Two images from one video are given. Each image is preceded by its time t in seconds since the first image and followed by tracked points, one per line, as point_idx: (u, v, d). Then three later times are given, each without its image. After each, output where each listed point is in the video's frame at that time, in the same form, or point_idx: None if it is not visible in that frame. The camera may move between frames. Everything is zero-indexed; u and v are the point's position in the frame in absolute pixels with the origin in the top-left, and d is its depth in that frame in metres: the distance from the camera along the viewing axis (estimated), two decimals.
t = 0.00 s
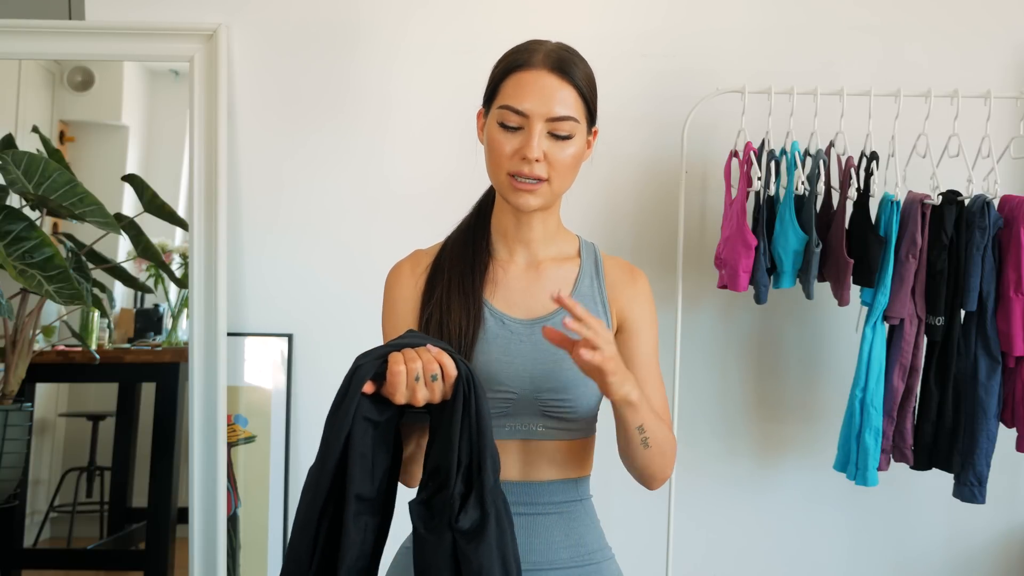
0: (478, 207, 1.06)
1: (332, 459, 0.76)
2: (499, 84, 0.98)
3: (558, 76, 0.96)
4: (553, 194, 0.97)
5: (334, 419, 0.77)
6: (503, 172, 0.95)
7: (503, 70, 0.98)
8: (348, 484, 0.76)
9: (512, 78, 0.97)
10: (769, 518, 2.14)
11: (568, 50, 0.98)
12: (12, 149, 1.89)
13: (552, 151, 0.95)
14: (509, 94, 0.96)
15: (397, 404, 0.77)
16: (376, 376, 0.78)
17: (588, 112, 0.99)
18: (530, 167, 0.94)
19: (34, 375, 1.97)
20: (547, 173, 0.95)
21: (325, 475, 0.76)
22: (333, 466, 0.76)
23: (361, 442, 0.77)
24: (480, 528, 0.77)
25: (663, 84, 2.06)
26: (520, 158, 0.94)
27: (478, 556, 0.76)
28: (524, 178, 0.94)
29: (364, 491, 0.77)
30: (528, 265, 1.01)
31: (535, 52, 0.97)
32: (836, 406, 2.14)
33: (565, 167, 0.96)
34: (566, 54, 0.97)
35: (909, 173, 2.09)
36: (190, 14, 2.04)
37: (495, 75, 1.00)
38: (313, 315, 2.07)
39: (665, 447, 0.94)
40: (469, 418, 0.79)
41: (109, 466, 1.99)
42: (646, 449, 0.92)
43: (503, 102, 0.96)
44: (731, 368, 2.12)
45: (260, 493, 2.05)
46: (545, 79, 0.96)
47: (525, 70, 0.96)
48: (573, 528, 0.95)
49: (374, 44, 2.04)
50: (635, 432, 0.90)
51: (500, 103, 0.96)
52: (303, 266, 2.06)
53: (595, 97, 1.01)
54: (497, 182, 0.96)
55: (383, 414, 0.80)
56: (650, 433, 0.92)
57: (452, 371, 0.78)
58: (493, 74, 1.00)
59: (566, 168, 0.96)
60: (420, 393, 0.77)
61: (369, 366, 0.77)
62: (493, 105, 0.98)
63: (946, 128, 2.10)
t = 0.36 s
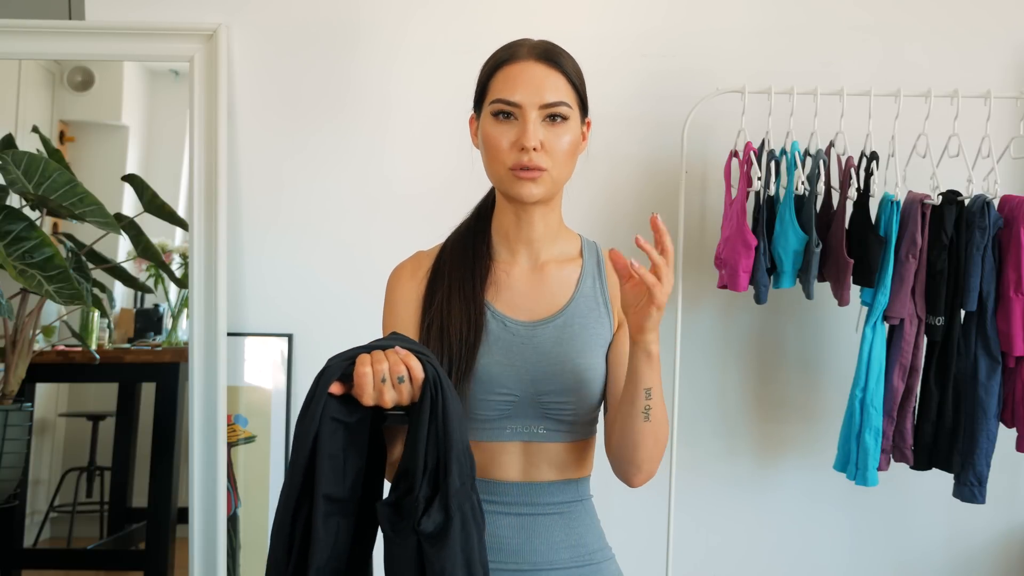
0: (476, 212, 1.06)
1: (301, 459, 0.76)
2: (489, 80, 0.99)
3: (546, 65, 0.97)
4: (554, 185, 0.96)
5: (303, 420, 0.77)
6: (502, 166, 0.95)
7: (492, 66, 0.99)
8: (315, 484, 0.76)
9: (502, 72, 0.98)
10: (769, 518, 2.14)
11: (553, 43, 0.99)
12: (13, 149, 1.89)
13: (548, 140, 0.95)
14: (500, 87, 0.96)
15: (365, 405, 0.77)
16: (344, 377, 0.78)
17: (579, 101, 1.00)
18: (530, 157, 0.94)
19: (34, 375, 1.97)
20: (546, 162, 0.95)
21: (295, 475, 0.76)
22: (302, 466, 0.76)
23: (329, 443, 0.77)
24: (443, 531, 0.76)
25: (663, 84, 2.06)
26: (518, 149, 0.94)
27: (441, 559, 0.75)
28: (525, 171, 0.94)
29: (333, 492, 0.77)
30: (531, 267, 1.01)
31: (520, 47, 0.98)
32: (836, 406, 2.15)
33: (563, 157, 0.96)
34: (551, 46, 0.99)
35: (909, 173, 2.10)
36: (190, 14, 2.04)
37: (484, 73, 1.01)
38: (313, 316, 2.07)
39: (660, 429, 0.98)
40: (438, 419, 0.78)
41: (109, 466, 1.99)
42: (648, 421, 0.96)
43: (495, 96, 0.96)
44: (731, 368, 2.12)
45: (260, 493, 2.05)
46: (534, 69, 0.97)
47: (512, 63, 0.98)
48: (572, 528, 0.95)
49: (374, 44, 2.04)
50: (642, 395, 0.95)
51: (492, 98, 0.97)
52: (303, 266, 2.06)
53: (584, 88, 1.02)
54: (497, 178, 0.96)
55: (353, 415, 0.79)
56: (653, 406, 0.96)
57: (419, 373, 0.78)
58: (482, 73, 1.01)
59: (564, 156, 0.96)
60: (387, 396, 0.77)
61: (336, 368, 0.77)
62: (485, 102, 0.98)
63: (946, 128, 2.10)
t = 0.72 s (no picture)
0: (469, 214, 1.06)
1: (285, 462, 0.76)
2: (482, 80, 0.99)
3: (540, 64, 0.98)
4: (550, 184, 0.96)
5: (288, 422, 0.77)
6: (498, 165, 0.95)
7: (484, 67, 0.99)
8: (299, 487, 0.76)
9: (495, 72, 0.98)
10: (769, 518, 2.14)
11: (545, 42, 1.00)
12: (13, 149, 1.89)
13: (544, 138, 0.95)
14: (494, 87, 0.96)
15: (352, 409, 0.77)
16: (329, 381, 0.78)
17: (573, 99, 1.00)
18: (526, 155, 0.94)
19: (34, 375, 1.97)
20: (543, 160, 0.95)
21: (280, 477, 0.77)
22: (287, 468, 0.76)
23: (314, 446, 0.77)
24: (426, 533, 0.75)
25: (663, 84, 2.06)
26: (514, 148, 0.94)
27: (425, 561, 0.75)
28: (521, 169, 0.94)
29: (318, 494, 0.77)
30: (526, 267, 1.01)
31: (514, 47, 0.99)
32: (836, 406, 2.15)
33: (559, 156, 0.96)
34: (543, 45, 0.99)
35: (909, 173, 2.09)
36: (190, 14, 2.04)
37: (476, 73, 1.01)
38: (313, 316, 2.07)
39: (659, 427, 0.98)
40: (422, 423, 0.78)
41: (109, 466, 1.99)
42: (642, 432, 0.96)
43: (490, 96, 0.96)
44: (731, 368, 2.12)
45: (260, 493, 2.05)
46: (528, 68, 0.97)
47: (506, 62, 0.98)
48: (572, 527, 0.95)
49: (374, 44, 2.04)
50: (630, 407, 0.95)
51: (486, 98, 0.97)
52: (303, 266, 2.06)
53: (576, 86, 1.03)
54: (493, 178, 0.96)
55: (339, 418, 0.80)
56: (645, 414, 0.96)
57: (405, 376, 0.78)
58: (473, 74, 1.02)
59: (560, 155, 0.96)
60: (371, 398, 0.76)
61: (320, 371, 0.77)
62: (479, 102, 0.98)
63: (946, 128, 2.10)
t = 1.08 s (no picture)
0: (463, 216, 1.06)
1: (284, 461, 0.76)
2: (472, 79, 0.99)
3: (529, 60, 0.98)
4: (543, 181, 0.96)
5: (286, 421, 0.77)
6: (489, 161, 0.95)
7: (474, 66, 0.99)
8: (297, 486, 0.76)
9: (486, 71, 0.98)
10: (769, 518, 2.14)
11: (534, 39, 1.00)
12: (13, 149, 1.89)
13: (536, 134, 0.95)
14: (485, 84, 0.97)
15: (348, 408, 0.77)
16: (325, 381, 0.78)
17: (563, 96, 1.01)
18: (517, 151, 0.93)
19: (34, 375, 1.97)
20: (534, 155, 0.94)
21: (278, 477, 0.77)
22: (285, 468, 0.76)
23: (312, 445, 0.77)
24: (423, 531, 0.76)
25: (663, 85, 2.06)
26: (505, 143, 0.94)
27: (422, 559, 0.75)
28: (513, 165, 0.94)
29: (316, 494, 0.77)
30: (521, 267, 1.01)
31: (503, 44, 0.99)
32: (836, 406, 2.15)
33: (550, 151, 0.96)
34: (532, 43, 0.99)
35: (909, 173, 2.10)
36: (191, 14, 2.04)
37: (466, 74, 1.01)
38: (312, 315, 2.07)
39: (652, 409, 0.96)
40: (418, 420, 0.78)
41: (109, 466, 1.99)
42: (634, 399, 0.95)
43: (481, 93, 0.97)
44: (731, 368, 2.12)
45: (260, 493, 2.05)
46: (518, 64, 0.97)
47: (496, 60, 0.98)
48: (572, 527, 0.95)
49: (374, 44, 2.04)
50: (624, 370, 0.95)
51: (476, 96, 0.97)
52: (303, 266, 2.06)
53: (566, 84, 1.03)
54: (485, 175, 0.95)
55: (336, 417, 0.79)
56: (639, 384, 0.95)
57: (400, 375, 0.78)
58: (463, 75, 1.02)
59: (551, 150, 0.96)
60: (368, 396, 0.76)
61: (317, 370, 0.77)
62: (469, 100, 0.98)
63: (946, 128, 2.10)
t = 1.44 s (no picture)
0: (461, 216, 1.06)
1: (284, 461, 0.76)
2: (467, 82, 0.99)
3: (524, 63, 0.98)
4: (540, 184, 0.96)
5: (285, 421, 0.77)
6: (485, 166, 0.95)
7: (469, 69, 0.99)
8: (298, 486, 0.76)
9: (481, 74, 0.98)
10: (769, 518, 2.14)
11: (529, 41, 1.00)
12: (13, 149, 1.90)
13: (531, 138, 0.95)
14: (480, 87, 0.97)
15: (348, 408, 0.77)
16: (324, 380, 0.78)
17: (559, 98, 1.00)
18: (513, 155, 0.93)
19: (34, 375, 1.97)
20: (531, 159, 0.94)
21: (278, 476, 0.76)
22: (285, 468, 0.76)
23: (311, 444, 0.77)
24: (425, 529, 0.76)
25: (663, 85, 2.06)
26: (501, 148, 0.94)
27: (425, 557, 0.75)
28: (509, 169, 0.94)
29: (317, 494, 0.77)
30: (519, 267, 1.01)
31: (498, 47, 0.99)
32: (836, 406, 2.14)
33: (546, 155, 0.96)
34: (527, 45, 0.99)
35: (909, 173, 2.09)
36: (190, 14, 2.04)
37: (461, 76, 1.01)
38: (312, 315, 2.07)
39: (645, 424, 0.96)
40: (418, 421, 0.78)
41: (109, 466, 1.99)
42: (625, 424, 0.95)
43: (476, 97, 0.97)
44: (731, 368, 2.12)
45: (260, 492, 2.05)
46: (513, 67, 0.97)
47: (491, 63, 0.98)
48: (572, 527, 0.95)
49: (374, 44, 2.04)
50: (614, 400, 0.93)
51: (471, 100, 0.97)
52: (303, 266, 2.06)
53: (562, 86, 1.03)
54: (481, 178, 0.95)
55: (336, 417, 0.79)
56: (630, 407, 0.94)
57: (400, 374, 0.78)
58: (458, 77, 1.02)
59: (548, 153, 0.96)
60: (367, 396, 0.76)
61: (316, 370, 0.77)
62: (465, 103, 0.98)
63: (946, 128, 2.10)
